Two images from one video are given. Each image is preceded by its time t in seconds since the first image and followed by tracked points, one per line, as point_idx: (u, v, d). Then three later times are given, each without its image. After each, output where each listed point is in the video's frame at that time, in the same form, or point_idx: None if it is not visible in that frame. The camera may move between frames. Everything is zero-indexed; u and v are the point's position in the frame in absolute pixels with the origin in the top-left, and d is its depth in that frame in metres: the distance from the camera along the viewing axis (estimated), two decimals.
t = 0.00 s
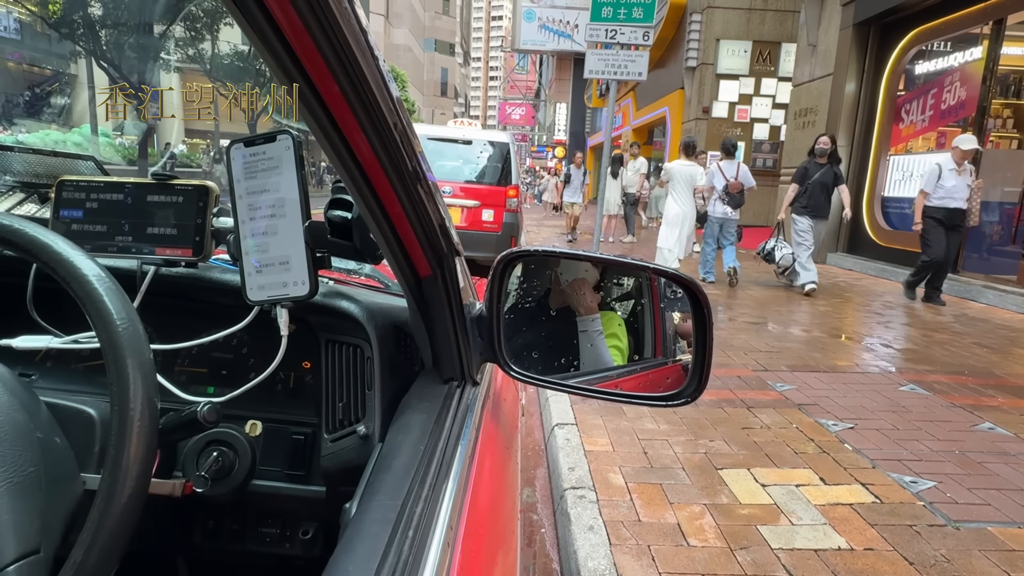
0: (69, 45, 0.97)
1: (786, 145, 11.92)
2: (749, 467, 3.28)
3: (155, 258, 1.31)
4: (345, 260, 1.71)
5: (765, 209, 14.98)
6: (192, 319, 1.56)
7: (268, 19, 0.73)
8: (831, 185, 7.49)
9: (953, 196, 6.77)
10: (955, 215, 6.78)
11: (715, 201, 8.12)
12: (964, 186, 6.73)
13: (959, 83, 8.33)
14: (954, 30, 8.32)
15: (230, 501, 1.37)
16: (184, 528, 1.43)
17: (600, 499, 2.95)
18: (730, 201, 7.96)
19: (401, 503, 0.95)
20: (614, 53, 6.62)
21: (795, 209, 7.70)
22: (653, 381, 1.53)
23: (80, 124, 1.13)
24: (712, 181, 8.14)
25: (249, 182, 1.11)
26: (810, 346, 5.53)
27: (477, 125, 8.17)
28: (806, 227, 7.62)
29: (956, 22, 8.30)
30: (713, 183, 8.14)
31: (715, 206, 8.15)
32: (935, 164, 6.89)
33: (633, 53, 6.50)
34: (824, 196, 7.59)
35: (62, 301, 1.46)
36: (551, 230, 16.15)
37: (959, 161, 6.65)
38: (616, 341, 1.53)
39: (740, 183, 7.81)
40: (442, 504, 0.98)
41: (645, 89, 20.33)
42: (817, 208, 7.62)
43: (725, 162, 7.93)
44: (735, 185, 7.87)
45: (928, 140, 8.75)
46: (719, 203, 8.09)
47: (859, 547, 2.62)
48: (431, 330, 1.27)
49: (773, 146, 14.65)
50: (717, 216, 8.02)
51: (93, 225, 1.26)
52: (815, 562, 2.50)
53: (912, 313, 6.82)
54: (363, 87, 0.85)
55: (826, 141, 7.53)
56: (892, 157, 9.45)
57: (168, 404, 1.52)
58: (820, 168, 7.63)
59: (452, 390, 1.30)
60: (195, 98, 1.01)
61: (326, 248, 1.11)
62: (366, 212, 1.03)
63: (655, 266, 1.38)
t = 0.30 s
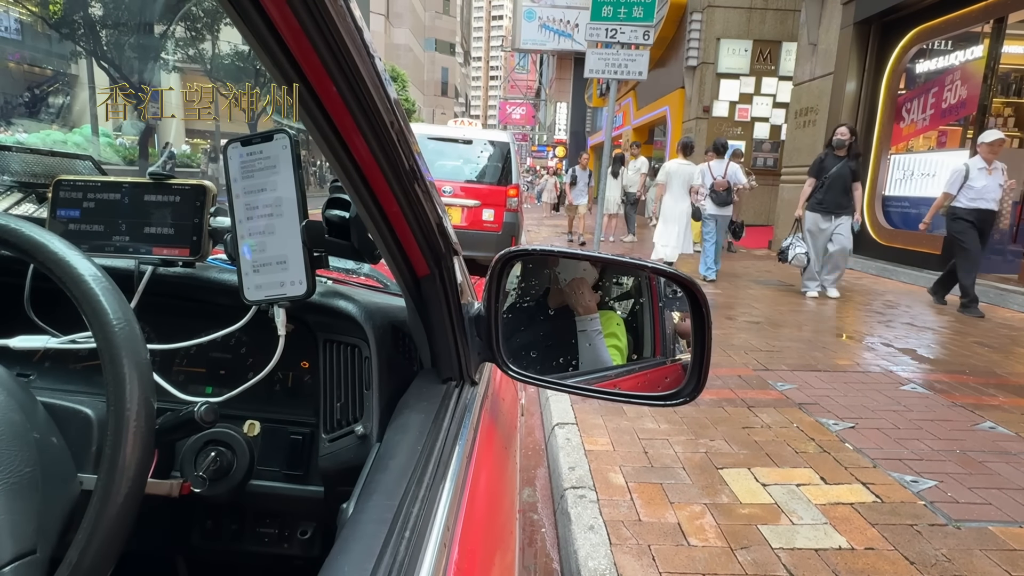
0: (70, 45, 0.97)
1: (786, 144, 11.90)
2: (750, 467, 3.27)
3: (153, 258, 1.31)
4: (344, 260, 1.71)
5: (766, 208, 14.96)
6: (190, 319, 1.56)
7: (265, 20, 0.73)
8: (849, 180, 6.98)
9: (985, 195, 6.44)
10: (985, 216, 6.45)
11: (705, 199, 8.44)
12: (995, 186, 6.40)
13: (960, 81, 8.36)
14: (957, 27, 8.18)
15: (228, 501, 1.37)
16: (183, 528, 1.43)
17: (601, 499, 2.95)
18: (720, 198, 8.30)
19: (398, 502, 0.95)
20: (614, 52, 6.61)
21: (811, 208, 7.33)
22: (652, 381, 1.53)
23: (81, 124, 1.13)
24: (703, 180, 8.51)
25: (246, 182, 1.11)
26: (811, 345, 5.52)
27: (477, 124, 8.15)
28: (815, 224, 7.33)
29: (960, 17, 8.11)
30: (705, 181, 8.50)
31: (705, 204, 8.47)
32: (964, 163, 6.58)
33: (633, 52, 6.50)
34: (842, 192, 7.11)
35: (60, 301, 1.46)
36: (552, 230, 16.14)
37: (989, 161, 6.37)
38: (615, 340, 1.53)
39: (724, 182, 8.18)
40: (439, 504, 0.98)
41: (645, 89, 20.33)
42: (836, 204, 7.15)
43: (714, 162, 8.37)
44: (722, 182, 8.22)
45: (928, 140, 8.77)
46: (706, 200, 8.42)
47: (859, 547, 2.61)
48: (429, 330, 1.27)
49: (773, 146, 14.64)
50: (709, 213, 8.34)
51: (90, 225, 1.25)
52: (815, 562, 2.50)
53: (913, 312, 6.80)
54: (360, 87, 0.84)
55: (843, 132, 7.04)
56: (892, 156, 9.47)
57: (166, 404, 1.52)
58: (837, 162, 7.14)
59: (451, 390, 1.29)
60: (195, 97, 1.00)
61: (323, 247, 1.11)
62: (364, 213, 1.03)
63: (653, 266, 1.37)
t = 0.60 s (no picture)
0: (71, 45, 0.96)
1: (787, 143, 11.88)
2: (751, 466, 3.26)
3: (151, 257, 1.32)
4: (343, 259, 1.71)
5: (766, 207, 14.95)
6: (189, 318, 1.56)
7: (262, 17, 0.72)
8: (876, 186, 6.50)
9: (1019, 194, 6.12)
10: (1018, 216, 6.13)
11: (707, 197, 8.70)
12: None
13: (961, 80, 8.33)
14: (958, 26, 8.25)
15: (228, 499, 1.36)
16: (183, 527, 1.43)
17: (601, 498, 2.95)
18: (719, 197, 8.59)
19: (397, 501, 0.95)
20: (614, 51, 6.61)
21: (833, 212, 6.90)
22: (651, 379, 1.53)
23: (81, 124, 1.11)
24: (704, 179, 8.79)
25: (244, 180, 1.11)
26: (812, 344, 5.51)
27: (478, 124, 8.15)
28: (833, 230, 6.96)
29: (960, 17, 8.20)
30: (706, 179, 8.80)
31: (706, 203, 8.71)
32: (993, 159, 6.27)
33: (633, 52, 6.50)
34: (868, 197, 6.62)
35: (59, 299, 1.46)
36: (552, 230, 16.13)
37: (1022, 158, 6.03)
38: (614, 339, 1.53)
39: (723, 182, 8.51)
40: (438, 502, 0.98)
41: (645, 88, 20.33)
42: (860, 209, 6.68)
43: (713, 161, 8.60)
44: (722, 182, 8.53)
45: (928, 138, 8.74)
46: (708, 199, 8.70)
47: (860, 546, 2.61)
48: (429, 328, 1.27)
49: (774, 145, 14.63)
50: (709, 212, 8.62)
51: (89, 224, 1.26)
52: (816, 561, 2.50)
53: (914, 311, 6.79)
54: (358, 86, 0.84)
55: (873, 134, 6.48)
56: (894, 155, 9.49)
57: (165, 402, 1.52)
58: (865, 165, 6.65)
59: (450, 389, 1.29)
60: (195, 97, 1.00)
61: (322, 246, 1.11)
62: (363, 212, 1.03)
63: (653, 264, 1.36)
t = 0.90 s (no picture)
0: (72, 45, 0.97)
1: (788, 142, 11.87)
2: (751, 465, 3.26)
3: (151, 256, 1.30)
4: (343, 258, 1.70)
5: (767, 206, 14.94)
6: (189, 316, 1.56)
7: (261, 16, 0.72)
8: (910, 178, 6.08)
9: None
10: None
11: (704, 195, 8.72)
12: None
13: (962, 79, 8.36)
14: (959, 24, 8.17)
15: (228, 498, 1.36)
16: (184, 526, 1.43)
17: (602, 497, 2.95)
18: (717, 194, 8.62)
19: (397, 500, 0.95)
20: (615, 50, 6.60)
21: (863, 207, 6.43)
22: (652, 378, 1.54)
23: (81, 124, 1.13)
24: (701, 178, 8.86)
25: (244, 178, 1.09)
26: (812, 343, 5.50)
27: (478, 123, 8.14)
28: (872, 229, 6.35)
29: (961, 15, 8.10)
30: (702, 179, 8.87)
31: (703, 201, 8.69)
32: None
33: (634, 51, 6.50)
34: (900, 192, 6.19)
35: (59, 299, 1.46)
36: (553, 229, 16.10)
37: None
38: (615, 337, 1.54)
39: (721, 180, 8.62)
40: (438, 501, 0.98)
41: (646, 87, 20.31)
42: (890, 205, 6.23)
43: (711, 162, 8.68)
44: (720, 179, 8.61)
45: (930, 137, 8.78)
46: (706, 197, 8.68)
47: (861, 544, 2.61)
48: (429, 327, 1.26)
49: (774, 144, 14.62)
50: (707, 210, 8.61)
51: (89, 224, 1.26)
52: (817, 561, 2.49)
53: (915, 310, 6.79)
54: (358, 84, 0.84)
55: (905, 123, 6.14)
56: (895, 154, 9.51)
57: (165, 401, 1.52)
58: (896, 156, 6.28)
59: (450, 387, 1.29)
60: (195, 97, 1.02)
61: (321, 245, 1.11)
62: (363, 211, 1.03)
63: (654, 262, 1.36)
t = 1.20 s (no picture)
0: (72, 46, 0.98)
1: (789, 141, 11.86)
2: (752, 465, 3.25)
3: (150, 255, 1.28)
4: (343, 257, 1.70)
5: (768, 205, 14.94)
6: (189, 316, 1.56)
7: (260, 15, 0.71)
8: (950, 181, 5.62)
9: None
10: None
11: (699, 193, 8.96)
12: None
13: (964, 77, 8.34)
14: (961, 23, 8.23)
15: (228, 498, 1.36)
16: (184, 526, 1.43)
17: (603, 497, 2.94)
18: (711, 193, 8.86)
19: (396, 499, 0.95)
20: (616, 49, 6.60)
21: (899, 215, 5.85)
22: (653, 377, 1.56)
23: (82, 123, 1.12)
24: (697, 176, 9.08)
25: (243, 177, 1.09)
26: (813, 342, 5.50)
27: (478, 122, 8.12)
28: (913, 237, 5.84)
29: (963, 14, 8.16)
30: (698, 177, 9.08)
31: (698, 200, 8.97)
32: None
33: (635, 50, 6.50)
34: (939, 196, 5.69)
35: (59, 298, 1.46)
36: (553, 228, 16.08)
37: None
38: (616, 336, 1.53)
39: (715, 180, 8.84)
40: (437, 500, 0.97)
41: (647, 86, 20.32)
42: (930, 211, 5.71)
43: (705, 162, 8.90)
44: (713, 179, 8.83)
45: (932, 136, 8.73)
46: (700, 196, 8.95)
47: (862, 544, 2.60)
48: (429, 326, 1.26)
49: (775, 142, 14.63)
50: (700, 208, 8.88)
51: (88, 222, 1.26)
52: (818, 560, 2.49)
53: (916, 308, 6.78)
54: (357, 83, 0.84)
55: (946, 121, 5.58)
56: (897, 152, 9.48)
57: (165, 400, 1.52)
58: (933, 157, 5.71)
59: (450, 386, 1.29)
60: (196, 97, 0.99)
61: (321, 244, 1.11)
62: (363, 210, 1.03)
63: (655, 261, 1.35)
